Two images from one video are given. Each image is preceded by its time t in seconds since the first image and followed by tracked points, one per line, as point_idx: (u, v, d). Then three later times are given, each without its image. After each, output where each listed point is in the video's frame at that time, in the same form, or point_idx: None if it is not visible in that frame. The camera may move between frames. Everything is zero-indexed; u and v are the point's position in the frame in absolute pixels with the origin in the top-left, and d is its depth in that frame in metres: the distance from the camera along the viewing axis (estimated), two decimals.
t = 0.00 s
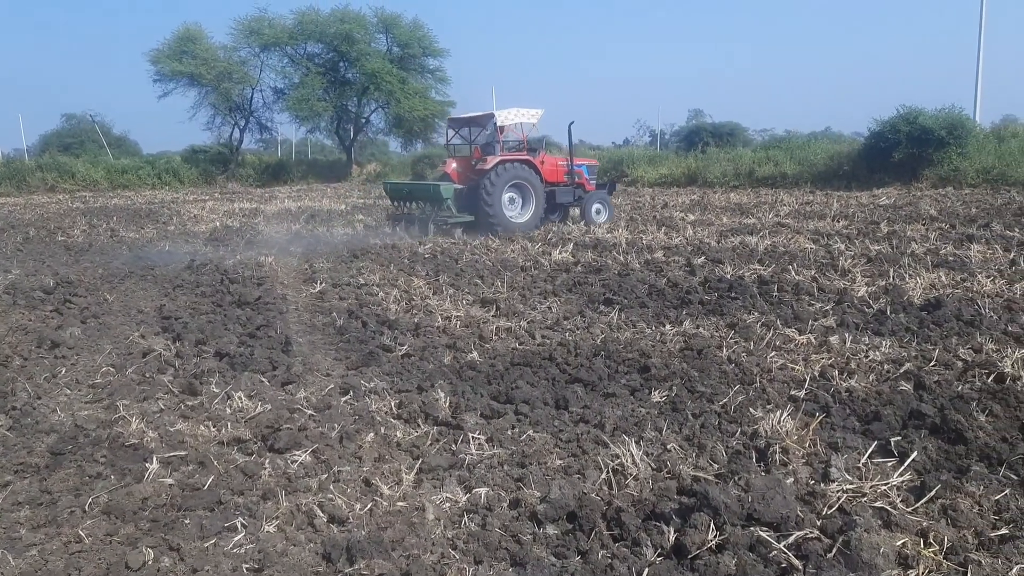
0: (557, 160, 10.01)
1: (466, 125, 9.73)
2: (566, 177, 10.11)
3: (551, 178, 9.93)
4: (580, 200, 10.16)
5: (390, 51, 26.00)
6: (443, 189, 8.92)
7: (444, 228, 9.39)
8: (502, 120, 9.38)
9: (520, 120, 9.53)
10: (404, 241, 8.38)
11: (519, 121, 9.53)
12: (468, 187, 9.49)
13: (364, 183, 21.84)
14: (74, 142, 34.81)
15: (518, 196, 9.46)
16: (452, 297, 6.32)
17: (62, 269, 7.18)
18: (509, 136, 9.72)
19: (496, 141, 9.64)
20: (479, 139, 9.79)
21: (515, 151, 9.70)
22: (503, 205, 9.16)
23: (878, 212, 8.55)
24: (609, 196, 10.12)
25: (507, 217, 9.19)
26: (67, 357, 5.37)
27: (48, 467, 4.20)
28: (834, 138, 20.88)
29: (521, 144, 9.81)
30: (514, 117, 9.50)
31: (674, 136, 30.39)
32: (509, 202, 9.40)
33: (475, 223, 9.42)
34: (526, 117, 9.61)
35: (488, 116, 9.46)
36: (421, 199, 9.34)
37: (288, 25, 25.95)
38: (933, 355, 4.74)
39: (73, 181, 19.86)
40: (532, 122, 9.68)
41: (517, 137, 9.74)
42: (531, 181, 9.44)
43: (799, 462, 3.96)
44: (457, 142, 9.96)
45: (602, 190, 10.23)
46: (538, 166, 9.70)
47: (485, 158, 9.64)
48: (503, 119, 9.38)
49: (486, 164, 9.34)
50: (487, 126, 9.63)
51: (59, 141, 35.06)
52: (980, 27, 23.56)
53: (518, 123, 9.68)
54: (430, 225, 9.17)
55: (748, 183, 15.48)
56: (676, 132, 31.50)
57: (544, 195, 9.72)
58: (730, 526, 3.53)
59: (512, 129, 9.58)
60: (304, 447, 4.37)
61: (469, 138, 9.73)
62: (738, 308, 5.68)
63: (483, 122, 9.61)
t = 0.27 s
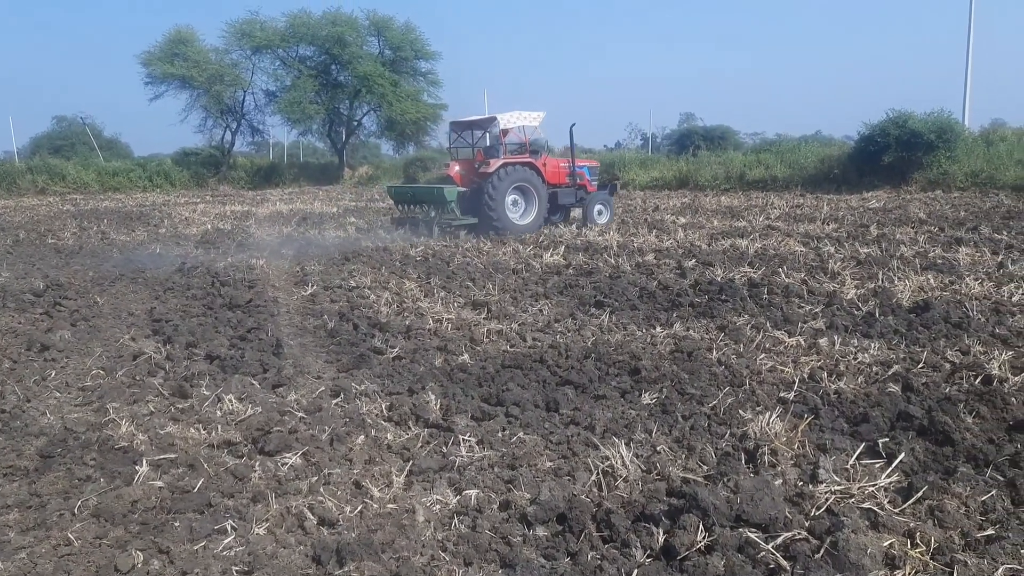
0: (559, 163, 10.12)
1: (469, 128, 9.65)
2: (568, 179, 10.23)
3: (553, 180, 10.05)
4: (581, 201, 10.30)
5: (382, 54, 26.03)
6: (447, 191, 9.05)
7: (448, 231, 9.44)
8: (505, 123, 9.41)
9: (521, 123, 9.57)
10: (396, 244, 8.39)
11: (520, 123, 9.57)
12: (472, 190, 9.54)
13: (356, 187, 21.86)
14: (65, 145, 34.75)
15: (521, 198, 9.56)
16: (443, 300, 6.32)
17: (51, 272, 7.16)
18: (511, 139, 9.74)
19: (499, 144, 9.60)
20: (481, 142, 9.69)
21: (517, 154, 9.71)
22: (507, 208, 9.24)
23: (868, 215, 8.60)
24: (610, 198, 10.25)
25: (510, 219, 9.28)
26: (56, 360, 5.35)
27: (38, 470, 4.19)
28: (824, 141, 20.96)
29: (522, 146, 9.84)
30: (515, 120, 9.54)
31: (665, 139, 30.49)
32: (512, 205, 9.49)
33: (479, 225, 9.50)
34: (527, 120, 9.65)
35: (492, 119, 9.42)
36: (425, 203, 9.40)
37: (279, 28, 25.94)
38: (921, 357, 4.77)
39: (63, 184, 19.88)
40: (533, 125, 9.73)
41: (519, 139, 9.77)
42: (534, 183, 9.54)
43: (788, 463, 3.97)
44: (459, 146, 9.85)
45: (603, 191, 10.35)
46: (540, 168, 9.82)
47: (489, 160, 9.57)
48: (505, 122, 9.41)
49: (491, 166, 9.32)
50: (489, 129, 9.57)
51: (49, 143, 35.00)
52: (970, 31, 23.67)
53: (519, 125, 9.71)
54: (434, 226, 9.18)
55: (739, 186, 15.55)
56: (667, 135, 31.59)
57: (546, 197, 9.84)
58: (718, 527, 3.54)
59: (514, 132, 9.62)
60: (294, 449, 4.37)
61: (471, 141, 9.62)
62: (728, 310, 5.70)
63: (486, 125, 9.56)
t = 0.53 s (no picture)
0: (555, 166, 10.14)
1: (466, 132, 9.72)
2: (565, 182, 10.23)
3: (550, 183, 10.04)
4: (579, 204, 10.25)
5: (372, 58, 26.02)
6: (444, 196, 9.16)
7: (447, 234, 9.54)
8: (502, 127, 9.51)
9: (518, 127, 9.68)
10: (384, 248, 8.38)
11: (518, 128, 9.68)
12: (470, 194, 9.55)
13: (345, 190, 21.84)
14: (53, 148, 34.64)
15: (518, 202, 9.56)
16: (432, 304, 6.31)
17: (37, 276, 7.12)
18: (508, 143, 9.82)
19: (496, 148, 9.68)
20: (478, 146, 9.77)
21: (515, 157, 9.82)
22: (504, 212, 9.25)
23: (856, 219, 8.64)
24: (608, 200, 10.21)
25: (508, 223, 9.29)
26: (42, 365, 5.32)
27: (22, 476, 4.15)
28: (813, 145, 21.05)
29: (519, 150, 9.91)
30: (513, 124, 9.64)
31: (655, 143, 30.57)
32: (510, 209, 9.50)
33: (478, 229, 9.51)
34: (524, 124, 9.75)
35: (488, 125, 9.48)
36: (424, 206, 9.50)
37: (268, 31, 25.90)
38: (908, 361, 4.79)
39: (50, 187, 19.93)
40: (530, 129, 9.83)
41: (516, 143, 9.87)
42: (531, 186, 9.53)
43: (775, 467, 3.97)
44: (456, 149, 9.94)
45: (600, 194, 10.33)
46: (537, 171, 9.82)
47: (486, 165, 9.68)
48: (502, 127, 9.49)
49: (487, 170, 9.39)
50: (486, 134, 9.64)
51: (37, 146, 34.84)
52: (957, 35, 23.81)
53: (516, 130, 9.79)
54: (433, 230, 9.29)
55: (728, 190, 15.60)
56: (657, 139, 31.66)
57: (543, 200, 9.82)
58: (706, 531, 3.54)
59: (511, 136, 9.69)
60: (282, 454, 4.35)
61: (467, 146, 9.71)
62: (717, 314, 5.71)
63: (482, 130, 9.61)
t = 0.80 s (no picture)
0: (552, 167, 10.24)
1: (463, 134, 9.76)
2: (561, 183, 10.33)
3: (547, 185, 10.13)
4: (575, 206, 10.28)
5: (362, 61, 26.03)
6: (441, 196, 9.17)
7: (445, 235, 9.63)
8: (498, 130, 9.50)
9: (515, 129, 9.65)
10: (374, 250, 8.38)
11: (514, 130, 9.65)
12: (466, 196, 9.62)
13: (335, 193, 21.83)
14: (41, 150, 34.49)
15: (515, 204, 9.60)
16: (423, 306, 6.32)
17: (25, 278, 7.08)
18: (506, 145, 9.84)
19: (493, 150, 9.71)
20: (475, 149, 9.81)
21: (511, 159, 9.86)
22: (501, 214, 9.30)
23: (845, 221, 8.70)
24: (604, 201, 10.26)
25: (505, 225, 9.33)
26: (31, 367, 5.29)
27: (11, 478, 4.12)
28: (802, 148, 21.17)
29: (517, 153, 9.93)
30: (509, 127, 9.62)
31: (644, 146, 30.69)
32: (507, 211, 9.55)
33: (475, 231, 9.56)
34: (521, 126, 9.72)
35: (485, 127, 9.53)
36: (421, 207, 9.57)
37: (258, 34, 25.87)
38: (896, 361, 4.83)
39: (37, 189, 19.89)
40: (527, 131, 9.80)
41: (513, 145, 9.86)
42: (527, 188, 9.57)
43: (764, 466, 3.99)
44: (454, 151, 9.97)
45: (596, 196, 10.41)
46: (534, 173, 9.90)
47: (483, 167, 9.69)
48: (500, 129, 9.52)
49: (484, 172, 9.45)
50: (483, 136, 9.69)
51: (24, 149, 34.69)
52: (943, 39, 24.00)
53: (514, 133, 9.80)
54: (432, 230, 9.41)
55: (718, 193, 15.68)
56: (647, 142, 31.77)
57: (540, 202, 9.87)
58: (696, 530, 3.55)
59: (509, 138, 9.70)
60: (272, 455, 4.33)
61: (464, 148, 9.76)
62: (707, 315, 5.74)
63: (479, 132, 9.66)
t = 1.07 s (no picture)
0: (551, 169, 10.27)
1: (462, 137, 9.91)
2: (560, 185, 10.36)
3: (546, 186, 10.16)
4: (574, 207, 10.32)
5: (353, 61, 26.01)
6: (443, 198, 9.18)
7: (446, 235, 9.68)
8: (498, 131, 9.60)
9: (515, 131, 9.75)
10: (366, 251, 8.38)
11: (514, 132, 9.74)
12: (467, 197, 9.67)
13: (326, 194, 21.79)
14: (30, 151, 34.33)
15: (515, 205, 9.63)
16: (414, 307, 6.32)
17: (13, 280, 7.05)
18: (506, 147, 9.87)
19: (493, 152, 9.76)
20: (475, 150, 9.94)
21: (512, 161, 9.89)
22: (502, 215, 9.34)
23: (835, 222, 8.73)
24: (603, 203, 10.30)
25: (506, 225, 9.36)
26: (20, 369, 5.26)
27: None
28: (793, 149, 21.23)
29: (517, 154, 9.96)
30: (509, 128, 9.71)
31: (636, 147, 30.74)
32: (507, 211, 9.59)
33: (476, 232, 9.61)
34: (521, 129, 9.82)
35: (486, 128, 9.63)
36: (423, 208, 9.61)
37: (249, 34, 25.80)
38: (885, 362, 4.85)
39: (26, 190, 19.82)
40: (527, 133, 9.89)
41: (514, 147, 9.94)
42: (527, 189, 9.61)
43: (754, 467, 4.00)
44: (453, 153, 10.11)
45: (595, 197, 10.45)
46: (534, 174, 9.93)
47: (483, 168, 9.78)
48: (500, 130, 9.56)
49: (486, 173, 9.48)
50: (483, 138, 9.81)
51: (13, 150, 34.52)
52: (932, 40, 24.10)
53: (515, 134, 9.85)
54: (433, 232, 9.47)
55: (709, 194, 15.71)
56: (638, 143, 31.80)
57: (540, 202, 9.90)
58: (686, 530, 3.56)
59: (509, 140, 9.74)
60: (263, 457, 4.32)
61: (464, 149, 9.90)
62: (697, 316, 5.75)
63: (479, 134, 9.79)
